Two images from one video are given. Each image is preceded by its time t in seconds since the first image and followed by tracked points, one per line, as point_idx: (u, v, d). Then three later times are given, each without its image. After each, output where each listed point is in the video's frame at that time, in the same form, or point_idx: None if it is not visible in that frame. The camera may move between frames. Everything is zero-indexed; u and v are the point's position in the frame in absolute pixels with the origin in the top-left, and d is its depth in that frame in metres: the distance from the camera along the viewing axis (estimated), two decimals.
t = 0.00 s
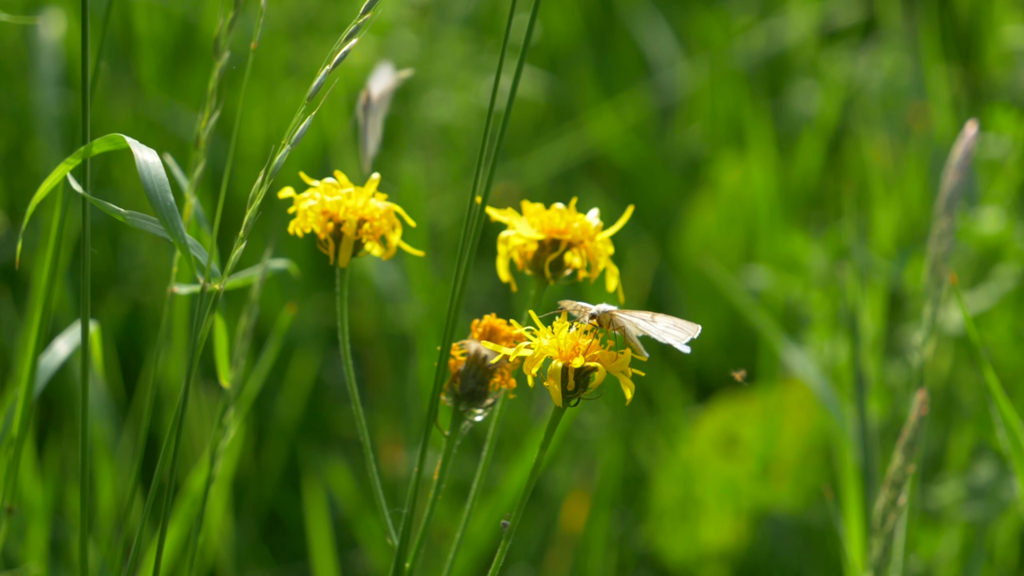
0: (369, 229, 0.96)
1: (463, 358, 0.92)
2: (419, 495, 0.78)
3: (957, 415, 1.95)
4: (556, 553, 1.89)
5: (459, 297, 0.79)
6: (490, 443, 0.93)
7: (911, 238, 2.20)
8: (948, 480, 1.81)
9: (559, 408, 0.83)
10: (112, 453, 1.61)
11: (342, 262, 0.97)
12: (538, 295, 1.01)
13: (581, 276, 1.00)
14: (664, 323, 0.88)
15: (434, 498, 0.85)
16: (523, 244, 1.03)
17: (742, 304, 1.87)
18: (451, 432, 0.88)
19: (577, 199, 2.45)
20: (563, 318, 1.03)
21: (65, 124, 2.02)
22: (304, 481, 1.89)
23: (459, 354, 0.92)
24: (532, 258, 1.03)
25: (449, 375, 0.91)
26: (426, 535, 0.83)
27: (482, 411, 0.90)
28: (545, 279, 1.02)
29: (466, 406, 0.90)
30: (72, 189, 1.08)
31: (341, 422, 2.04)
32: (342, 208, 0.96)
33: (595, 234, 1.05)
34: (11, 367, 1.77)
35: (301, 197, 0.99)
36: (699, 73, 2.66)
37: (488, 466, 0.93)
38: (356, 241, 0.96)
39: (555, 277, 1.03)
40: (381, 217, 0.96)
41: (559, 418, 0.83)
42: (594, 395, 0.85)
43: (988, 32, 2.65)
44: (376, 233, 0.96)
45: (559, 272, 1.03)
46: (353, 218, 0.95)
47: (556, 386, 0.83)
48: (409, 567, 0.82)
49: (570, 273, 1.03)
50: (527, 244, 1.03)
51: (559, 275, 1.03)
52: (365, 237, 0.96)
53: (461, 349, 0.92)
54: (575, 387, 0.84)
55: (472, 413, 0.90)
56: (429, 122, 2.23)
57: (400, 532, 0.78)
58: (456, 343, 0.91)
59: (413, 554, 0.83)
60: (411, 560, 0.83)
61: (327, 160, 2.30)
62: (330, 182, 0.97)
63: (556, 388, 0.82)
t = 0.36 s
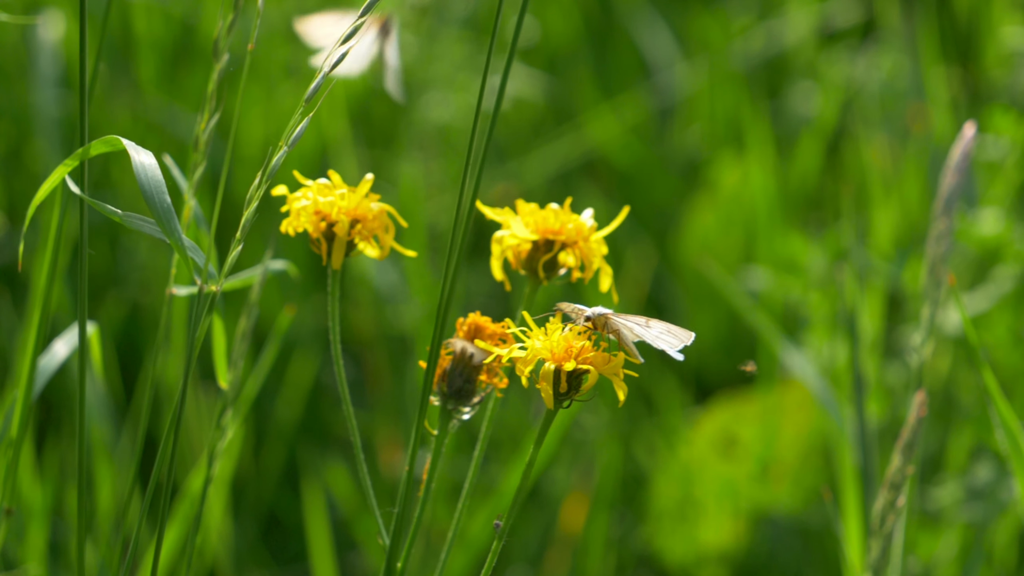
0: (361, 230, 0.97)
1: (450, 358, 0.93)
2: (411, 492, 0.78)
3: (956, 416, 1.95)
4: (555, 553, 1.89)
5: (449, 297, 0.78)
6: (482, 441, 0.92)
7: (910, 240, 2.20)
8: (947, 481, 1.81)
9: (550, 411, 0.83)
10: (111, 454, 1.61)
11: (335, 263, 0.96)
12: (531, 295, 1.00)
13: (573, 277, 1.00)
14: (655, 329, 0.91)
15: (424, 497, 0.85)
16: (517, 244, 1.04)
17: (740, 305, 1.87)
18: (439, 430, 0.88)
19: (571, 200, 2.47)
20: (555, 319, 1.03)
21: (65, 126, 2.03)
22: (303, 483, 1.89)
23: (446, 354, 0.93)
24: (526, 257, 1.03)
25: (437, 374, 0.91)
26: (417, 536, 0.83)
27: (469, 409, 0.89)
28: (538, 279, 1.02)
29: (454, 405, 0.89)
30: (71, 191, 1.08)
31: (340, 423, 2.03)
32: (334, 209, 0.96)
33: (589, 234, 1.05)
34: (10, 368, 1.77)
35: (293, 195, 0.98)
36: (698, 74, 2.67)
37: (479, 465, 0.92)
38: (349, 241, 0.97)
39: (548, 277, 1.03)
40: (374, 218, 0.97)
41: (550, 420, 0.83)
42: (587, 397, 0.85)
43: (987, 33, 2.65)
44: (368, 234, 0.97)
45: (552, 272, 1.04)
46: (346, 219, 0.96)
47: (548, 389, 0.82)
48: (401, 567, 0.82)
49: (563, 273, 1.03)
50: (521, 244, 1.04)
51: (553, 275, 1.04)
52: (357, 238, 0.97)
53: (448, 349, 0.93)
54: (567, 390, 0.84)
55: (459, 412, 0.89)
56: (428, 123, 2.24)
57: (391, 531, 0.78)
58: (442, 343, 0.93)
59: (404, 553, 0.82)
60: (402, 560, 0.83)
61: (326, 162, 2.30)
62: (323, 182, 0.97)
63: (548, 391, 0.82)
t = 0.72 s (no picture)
0: (342, 233, 0.96)
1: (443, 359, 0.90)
2: (402, 493, 0.78)
3: (955, 417, 1.94)
4: (554, 554, 1.89)
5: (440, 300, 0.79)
6: (471, 442, 0.93)
7: (908, 241, 2.20)
8: (946, 482, 1.81)
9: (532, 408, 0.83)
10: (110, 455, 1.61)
11: (316, 266, 0.96)
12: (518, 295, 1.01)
13: (557, 275, 1.00)
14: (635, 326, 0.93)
15: (417, 502, 0.84)
16: (500, 243, 1.04)
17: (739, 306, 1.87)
18: (433, 433, 0.87)
19: (554, 199, 2.39)
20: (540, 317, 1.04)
21: (64, 127, 2.03)
22: (302, 484, 1.89)
23: (439, 355, 0.90)
24: (509, 257, 1.04)
25: (430, 377, 0.90)
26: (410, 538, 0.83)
27: (463, 412, 0.88)
28: (522, 278, 1.03)
29: (447, 408, 0.88)
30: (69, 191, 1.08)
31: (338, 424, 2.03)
32: (314, 213, 0.96)
33: (572, 232, 1.04)
34: (9, 369, 1.77)
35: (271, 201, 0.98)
36: (697, 75, 2.67)
37: (468, 466, 0.93)
38: (330, 245, 0.96)
39: (533, 276, 1.04)
40: (354, 220, 0.97)
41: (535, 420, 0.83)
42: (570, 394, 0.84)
43: (986, 34, 2.66)
44: (350, 237, 0.97)
45: (537, 270, 1.04)
46: (326, 223, 0.95)
47: (529, 388, 0.82)
48: (392, 569, 0.83)
49: (548, 271, 1.03)
50: (504, 243, 1.04)
51: (538, 273, 1.04)
52: (339, 241, 0.96)
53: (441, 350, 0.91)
54: (549, 388, 0.83)
55: (453, 414, 0.88)
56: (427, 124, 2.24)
57: (381, 533, 0.78)
58: (435, 345, 0.89)
59: (397, 556, 0.83)
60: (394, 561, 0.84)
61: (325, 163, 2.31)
62: (301, 188, 0.97)
63: (529, 390, 0.82)
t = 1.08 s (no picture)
0: (330, 235, 0.96)
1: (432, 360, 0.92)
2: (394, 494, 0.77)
3: (955, 418, 1.94)
4: (553, 555, 1.89)
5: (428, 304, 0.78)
6: (461, 441, 0.92)
7: (908, 242, 2.20)
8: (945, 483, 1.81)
9: (518, 406, 0.84)
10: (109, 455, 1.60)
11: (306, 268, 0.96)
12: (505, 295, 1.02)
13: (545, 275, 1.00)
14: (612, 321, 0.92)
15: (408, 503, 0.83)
16: (487, 244, 1.04)
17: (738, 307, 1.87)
18: (421, 434, 0.87)
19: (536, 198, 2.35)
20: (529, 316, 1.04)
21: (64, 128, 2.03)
22: (301, 484, 1.89)
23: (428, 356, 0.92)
24: (496, 257, 1.04)
25: (418, 378, 0.90)
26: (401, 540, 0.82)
27: (451, 412, 0.88)
28: (510, 278, 1.03)
29: (435, 408, 0.88)
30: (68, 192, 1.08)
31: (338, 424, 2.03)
32: (302, 215, 0.96)
33: (559, 231, 1.04)
34: (8, 370, 1.77)
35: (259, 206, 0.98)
36: (697, 76, 2.67)
37: (460, 464, 0.93)
38: (318, 247, 0.96)
39: (520, 275, 1.04)
40: (342, 222, 0.97)
41: (521, 416, 0.84)
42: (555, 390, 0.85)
43: (985, 35, 2.66)
44: (338, 239, 0.96)
45: (524, 270, 1.04)
46: (314, 225, 0.96)
47: (514, 386, 0.83)
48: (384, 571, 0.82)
49: (535, 271, 1.03)
50: (491, 243, 1.04)
51: (525, 273, 1.04)
52: (327, 244, 0.96)
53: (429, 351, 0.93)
54: (534, 385, 0.84)
55: (441, 415, 0.88)
56: (426, 125, 2.23)
57: (373, 534, 0.78)
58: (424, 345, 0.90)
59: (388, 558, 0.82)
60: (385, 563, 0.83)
61: (325, 165, 2.31)
62: (289, 190, 0.97)
63: (514, 388, 0.83)
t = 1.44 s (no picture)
0: (316, 236, 0.96)
1: (418, 361, 0.91)
2: (380, 496, 0.78)
3: (954, 418, 1.94)
4: (553, 556, 1.89)
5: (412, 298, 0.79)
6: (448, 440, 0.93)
7: (907, 242, 2.20)
8: (944, 483, 1.81)
9: (501, 409, 0.82)
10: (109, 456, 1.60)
11: (290, 270, 0.95)
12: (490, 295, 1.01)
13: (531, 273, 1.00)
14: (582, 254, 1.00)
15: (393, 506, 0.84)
16: (472, 244, 1.04)
17: (736, 308, 1.87)
18: (407, 434, 0.87)
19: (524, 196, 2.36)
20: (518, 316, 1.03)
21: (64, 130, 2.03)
22: (301, 485, 1.89)
23: (414, 357, 0.91)
24: (481, 256, 1.04)
25: (405, 379, 0.89)
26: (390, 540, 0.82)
27: (438, 412, 0.88)
28: (496, 277, 1.03)
29: (422, 409, 0.88)
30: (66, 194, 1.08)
31: (337, 425, 2.02)
32: (288, 216, 0.96)
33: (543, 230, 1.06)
34: (8, 371, 1.77)
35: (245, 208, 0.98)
36: (696, 77, 2.67)
37: (447, 464, 0.93)
38: (304, 249, 0.96)
39: (505, 274, 1.04)
40: (328, 223, 0.97)
41: (504, 418, 0.83)
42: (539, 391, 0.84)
43: (983, 36, 2.66)
44: (324, 240, 0.96)
45: (509, 269, 1.04)
46: (300, 226, 0.95)
47: (497, 388, 0.82)
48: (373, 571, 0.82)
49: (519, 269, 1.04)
50: (475, 243, 1.03)
51: (510, 272, 1.04)
52: (313, 245, 0.96)
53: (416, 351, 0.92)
54: (517, 386, 0.83)
55: (427, 415, 0.88)
56: (425, 126, 2.23)
57: (361, 536, 0.78)
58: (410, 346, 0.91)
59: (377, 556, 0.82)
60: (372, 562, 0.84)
61: (324, 166, 2.31)
62: (273, 192, 0.97)
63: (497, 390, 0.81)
